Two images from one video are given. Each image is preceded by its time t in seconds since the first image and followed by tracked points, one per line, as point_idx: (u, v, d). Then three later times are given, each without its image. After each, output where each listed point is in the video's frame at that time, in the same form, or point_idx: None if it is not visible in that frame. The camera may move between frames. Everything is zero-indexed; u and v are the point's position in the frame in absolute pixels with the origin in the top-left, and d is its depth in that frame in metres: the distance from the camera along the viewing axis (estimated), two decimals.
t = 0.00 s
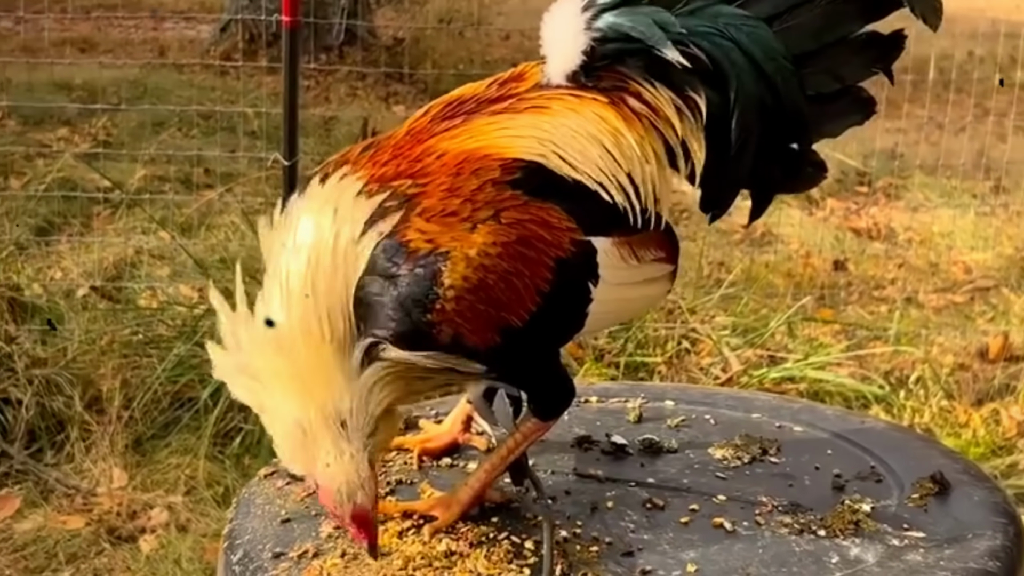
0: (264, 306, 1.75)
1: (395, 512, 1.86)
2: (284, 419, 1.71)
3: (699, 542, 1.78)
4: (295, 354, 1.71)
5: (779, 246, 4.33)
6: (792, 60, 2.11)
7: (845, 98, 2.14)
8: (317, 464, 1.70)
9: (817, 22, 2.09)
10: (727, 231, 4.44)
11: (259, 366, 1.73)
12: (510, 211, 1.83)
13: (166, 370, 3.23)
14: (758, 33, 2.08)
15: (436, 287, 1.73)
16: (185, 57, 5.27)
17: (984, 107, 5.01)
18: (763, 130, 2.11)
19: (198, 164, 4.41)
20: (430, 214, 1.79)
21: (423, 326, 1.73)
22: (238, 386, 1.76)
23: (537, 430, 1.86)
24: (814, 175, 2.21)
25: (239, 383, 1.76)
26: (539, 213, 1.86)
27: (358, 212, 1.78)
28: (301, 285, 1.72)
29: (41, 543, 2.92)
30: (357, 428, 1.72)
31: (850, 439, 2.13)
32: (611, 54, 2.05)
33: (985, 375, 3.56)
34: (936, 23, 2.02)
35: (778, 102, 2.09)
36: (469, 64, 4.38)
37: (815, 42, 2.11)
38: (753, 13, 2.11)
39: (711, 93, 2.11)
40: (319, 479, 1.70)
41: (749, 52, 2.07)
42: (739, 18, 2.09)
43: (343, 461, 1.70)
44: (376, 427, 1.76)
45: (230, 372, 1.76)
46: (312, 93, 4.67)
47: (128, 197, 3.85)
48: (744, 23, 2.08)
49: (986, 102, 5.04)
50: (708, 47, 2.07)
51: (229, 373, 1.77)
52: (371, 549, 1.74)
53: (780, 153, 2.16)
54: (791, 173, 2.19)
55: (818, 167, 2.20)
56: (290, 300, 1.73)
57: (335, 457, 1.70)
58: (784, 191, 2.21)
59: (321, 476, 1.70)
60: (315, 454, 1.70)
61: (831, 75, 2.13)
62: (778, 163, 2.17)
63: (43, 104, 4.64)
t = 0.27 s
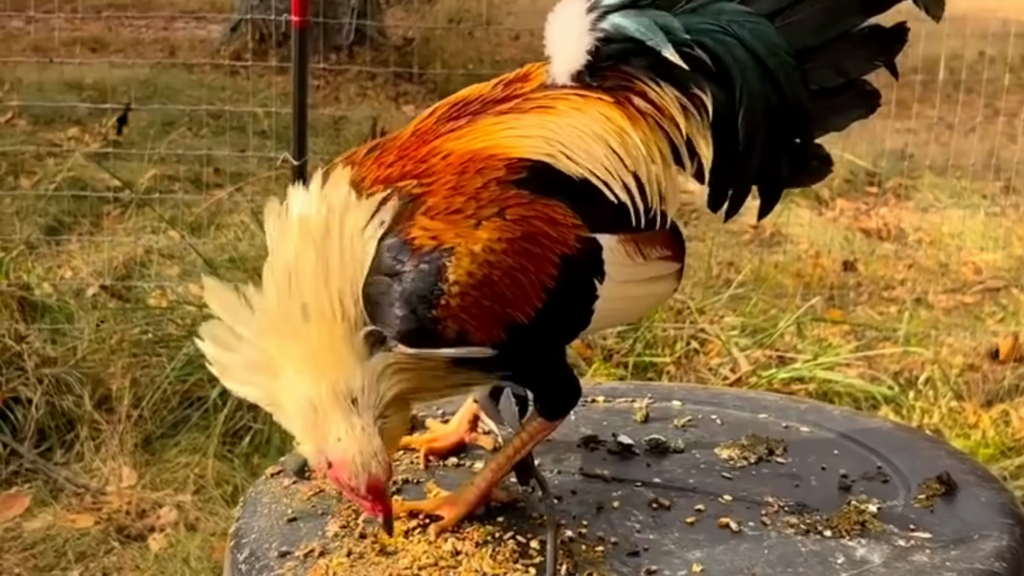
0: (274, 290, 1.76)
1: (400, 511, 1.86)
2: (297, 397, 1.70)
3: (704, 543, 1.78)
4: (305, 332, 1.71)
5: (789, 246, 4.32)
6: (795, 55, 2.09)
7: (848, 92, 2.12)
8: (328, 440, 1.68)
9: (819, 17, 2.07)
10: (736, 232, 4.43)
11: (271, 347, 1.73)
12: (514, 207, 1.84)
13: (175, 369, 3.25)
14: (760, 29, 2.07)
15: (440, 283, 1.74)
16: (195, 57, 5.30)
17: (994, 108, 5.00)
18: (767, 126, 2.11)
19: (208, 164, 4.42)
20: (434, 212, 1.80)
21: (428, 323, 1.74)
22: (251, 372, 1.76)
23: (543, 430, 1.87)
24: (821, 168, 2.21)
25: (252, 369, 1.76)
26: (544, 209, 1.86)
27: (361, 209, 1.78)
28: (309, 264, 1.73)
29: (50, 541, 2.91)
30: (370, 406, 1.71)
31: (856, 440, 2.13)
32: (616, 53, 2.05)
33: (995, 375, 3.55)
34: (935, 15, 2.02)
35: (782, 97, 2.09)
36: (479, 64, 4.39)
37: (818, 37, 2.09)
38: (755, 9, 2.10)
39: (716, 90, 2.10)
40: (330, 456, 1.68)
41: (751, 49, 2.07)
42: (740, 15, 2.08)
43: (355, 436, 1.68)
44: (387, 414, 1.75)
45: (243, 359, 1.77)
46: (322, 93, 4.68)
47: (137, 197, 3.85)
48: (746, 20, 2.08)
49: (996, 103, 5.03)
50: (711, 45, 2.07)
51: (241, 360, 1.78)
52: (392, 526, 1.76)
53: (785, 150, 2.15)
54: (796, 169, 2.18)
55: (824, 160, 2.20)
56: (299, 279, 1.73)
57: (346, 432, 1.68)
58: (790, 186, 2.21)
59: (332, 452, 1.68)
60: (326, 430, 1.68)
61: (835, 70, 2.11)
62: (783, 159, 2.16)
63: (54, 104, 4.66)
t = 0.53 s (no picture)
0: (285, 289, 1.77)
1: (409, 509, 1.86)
2: (322, 388, 1.70)
3: (713, 543, 1.78)
4: (323, 324, 1.72)
5: (803, 247, 4.32)
6: (801, 52, 2.09)
7: (854, 90, 2.12)
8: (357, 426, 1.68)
9: (825, 15, 2.07)
10: (751, 231, 4.43)
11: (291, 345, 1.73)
12: (525, 212, 1.84)
13: (190, 368, 3.26)
14: (766, 27, 2.07)
15: (454, 290, 1.74)
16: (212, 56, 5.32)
17: (1010, 108, 4.99)
18: (772, 124, 2.10)
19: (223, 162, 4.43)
20: (445, 216, 1.80)
21: (443, 328, 1.73)
22: (266, 374, 1.76)
23: (553, 430, 1.87)
24: (825, 167, 2.20)
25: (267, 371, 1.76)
26: (554, 209, 1.87)
27: (373, 208, 1.78)
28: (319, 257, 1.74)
29: (65, 539, 2.92)
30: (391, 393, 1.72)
31: (866, 440, 2.12)
32: (621, 52, 2.06)
33: (1010, 377, 3.54)
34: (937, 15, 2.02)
35: (787, 95, 2.08)
36: (494, 64, 4.39)
37: (823, 35, 2.08)
38: (761, 7, 2.10)
39: (721, 88, 2.10)
40: (360, 440, 1.68)
41: (757, 46, 2.06)
42: (746, 13, 2.08)
43: (384, 419, 1.68)
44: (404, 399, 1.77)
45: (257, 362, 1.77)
46: (337, 93, 4.69)
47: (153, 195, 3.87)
48: (752, 17, 2.07)
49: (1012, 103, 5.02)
50: (717, 42, 2.06)
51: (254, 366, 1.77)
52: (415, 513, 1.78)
53: (788, 147, 2.16)
54: (800, 167, 2.19)
55: (828, 159, 2.19)
56: (311, 273, 1.74)
57: (375, 416, 1.68)
58: (793, 185, 2.21)
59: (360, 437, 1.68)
60: (354, 416, 1.68)
61: (840, 68, 2.10)
62: (788, 156, 2.17)
63: (71, 103, 4.67)
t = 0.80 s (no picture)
0: (305, 329, 1.73)
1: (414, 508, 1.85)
2: (348, 432, 1.66)
3: (719, 543, 1.78)
4: (348, 367, 1.69)
5: (814, 248, 4.32)
6: (805, 52, 2.09)
7: (858, 90, 2.12)
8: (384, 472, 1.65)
9: (828, 15, 2.07)
10: (762, 232, 4.43)
11: (312, 388, 1.69)
12: (533, 206, 1.86)
13: (200, 367, 3.27)
14: (770, 27, 2.07)
15: (464, 284, 1.75)
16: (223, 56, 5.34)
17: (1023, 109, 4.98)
18: (775, 124, 2.11)
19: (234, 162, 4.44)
20: (453, 211, 1.81)
21: (452, 322, 1.73)
22: (284, 415, 1.72)
23: (557, 428, 1.87)
24: (828, 167, 2.20)
25: (286, 411, 1.72)
26: (560, 204, 1.89)
27: (380, 206, 1.79)
28: (346, 299, 1.71)
29: (75, 537, 2.92)
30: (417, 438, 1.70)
31: (874, 440, 2.12)
32: (624, 50, 2.06)
33: (1022, 378, 3.52)
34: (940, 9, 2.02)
35: (790, 95, 2.09)
36: (505, 64, 4.40)
37: (826, 35, 2.09)
38: (766, 6, 2.10)
39: (725, 87, 2.11)
40: (388, 486, 1.64)
41: (761, 46, 2.06)
42: (751, 13, 2.08)
43: (412, 468, 1.65)
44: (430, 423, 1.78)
45: (274, 401, 1.72)
46: (349, 93, 4.70)
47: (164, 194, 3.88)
48: (757, 17, 2.08)
49: None
50: (721, 41, 2.07)
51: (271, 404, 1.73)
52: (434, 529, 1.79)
53: (792, 146, 2.16)
54: (805, 167, 2.19)
55: (832, 160, 2.19)
56: (336, 314, 1.71)
57: (402, 463, 1.64)
58: (796, 185, 2.21)
59: (387, 482, 1.64)
60: (380, 462, 1.65)
61: (844, 68, 2.10)
62: (793, 155, 2.17)
63: (83, 103, 4.68)
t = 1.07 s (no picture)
0: (305, 277, 1.78)
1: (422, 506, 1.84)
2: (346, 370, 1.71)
3: (728, 542, 1.77)
4: (347, 310, 1.74)
5: (831, 249, 4.31)
6: (805, 47, 2.14)
7: (857, 84, 2.17)
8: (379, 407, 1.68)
9: (827, 12, 2.12)
10: (779, 232, 4.42)
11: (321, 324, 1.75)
12: (547, 203, 1.85)
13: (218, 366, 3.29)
14: (771, 24, 2.12)
15: (483, 282, 1.74)
16: (243, 56, 5.37)
17: None
18: (776, 119, 2.17)
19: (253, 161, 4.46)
20: (468, 211, 1.80)
21: (474, 321, 1.74)
22: (285, 360, 1.76)
23: (566, 426, 1.88)
24: (829, 160, 2.26)
25: (287, 355, 1.76)
26: (574, 201, 1.88)
27: (392, 202, 1.78)
28: (345, 245, 1.75)
29: (91, 535, 2.91)
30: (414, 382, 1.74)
31: (885, 441, 2.11)
32: (629, 47, 2.10)
33: None
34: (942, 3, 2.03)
35: (790, 90, 2.14)
36: (523, 64, 4.40)
37: (826, 31, 2.13)
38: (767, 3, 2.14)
39: (728, 83, 2.16)
40: (383, 420, 1.67)
41: (762, 43, 2.11)
42: (752, 10, 2.13)
43: (408, 401, 1.69)
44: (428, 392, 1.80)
45: (274, 346, 1.77)
46: (367, 93, 4.72)
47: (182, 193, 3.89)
48: (758, 14, 2.12)
49: None
50: (723, 38, 2.12)
51: (270, 350, 1.77)
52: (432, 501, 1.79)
53: (794, 141, 2.21)
54: (808, 161, 2.25)
55: (833, 153, 2.25)
56: (335, 260, 1.76)
57: (398, 397, 1.68)
58: (800, 178, 2.27)
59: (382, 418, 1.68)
60: (376, 396, 1.69)
61: (843, 63, 2.16)
62: (795, 148, 2.22)
63: (102, 102, 4.70)
